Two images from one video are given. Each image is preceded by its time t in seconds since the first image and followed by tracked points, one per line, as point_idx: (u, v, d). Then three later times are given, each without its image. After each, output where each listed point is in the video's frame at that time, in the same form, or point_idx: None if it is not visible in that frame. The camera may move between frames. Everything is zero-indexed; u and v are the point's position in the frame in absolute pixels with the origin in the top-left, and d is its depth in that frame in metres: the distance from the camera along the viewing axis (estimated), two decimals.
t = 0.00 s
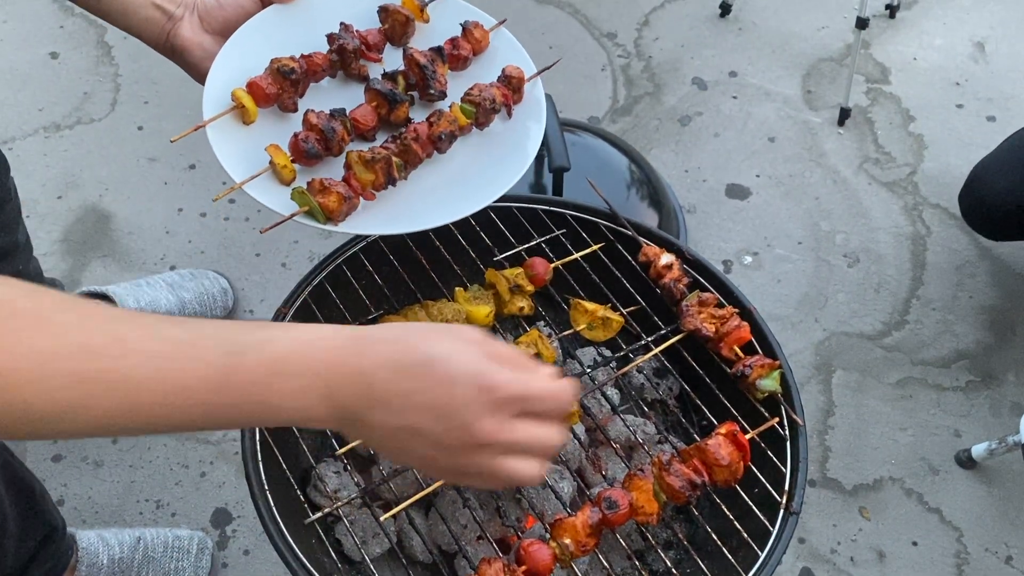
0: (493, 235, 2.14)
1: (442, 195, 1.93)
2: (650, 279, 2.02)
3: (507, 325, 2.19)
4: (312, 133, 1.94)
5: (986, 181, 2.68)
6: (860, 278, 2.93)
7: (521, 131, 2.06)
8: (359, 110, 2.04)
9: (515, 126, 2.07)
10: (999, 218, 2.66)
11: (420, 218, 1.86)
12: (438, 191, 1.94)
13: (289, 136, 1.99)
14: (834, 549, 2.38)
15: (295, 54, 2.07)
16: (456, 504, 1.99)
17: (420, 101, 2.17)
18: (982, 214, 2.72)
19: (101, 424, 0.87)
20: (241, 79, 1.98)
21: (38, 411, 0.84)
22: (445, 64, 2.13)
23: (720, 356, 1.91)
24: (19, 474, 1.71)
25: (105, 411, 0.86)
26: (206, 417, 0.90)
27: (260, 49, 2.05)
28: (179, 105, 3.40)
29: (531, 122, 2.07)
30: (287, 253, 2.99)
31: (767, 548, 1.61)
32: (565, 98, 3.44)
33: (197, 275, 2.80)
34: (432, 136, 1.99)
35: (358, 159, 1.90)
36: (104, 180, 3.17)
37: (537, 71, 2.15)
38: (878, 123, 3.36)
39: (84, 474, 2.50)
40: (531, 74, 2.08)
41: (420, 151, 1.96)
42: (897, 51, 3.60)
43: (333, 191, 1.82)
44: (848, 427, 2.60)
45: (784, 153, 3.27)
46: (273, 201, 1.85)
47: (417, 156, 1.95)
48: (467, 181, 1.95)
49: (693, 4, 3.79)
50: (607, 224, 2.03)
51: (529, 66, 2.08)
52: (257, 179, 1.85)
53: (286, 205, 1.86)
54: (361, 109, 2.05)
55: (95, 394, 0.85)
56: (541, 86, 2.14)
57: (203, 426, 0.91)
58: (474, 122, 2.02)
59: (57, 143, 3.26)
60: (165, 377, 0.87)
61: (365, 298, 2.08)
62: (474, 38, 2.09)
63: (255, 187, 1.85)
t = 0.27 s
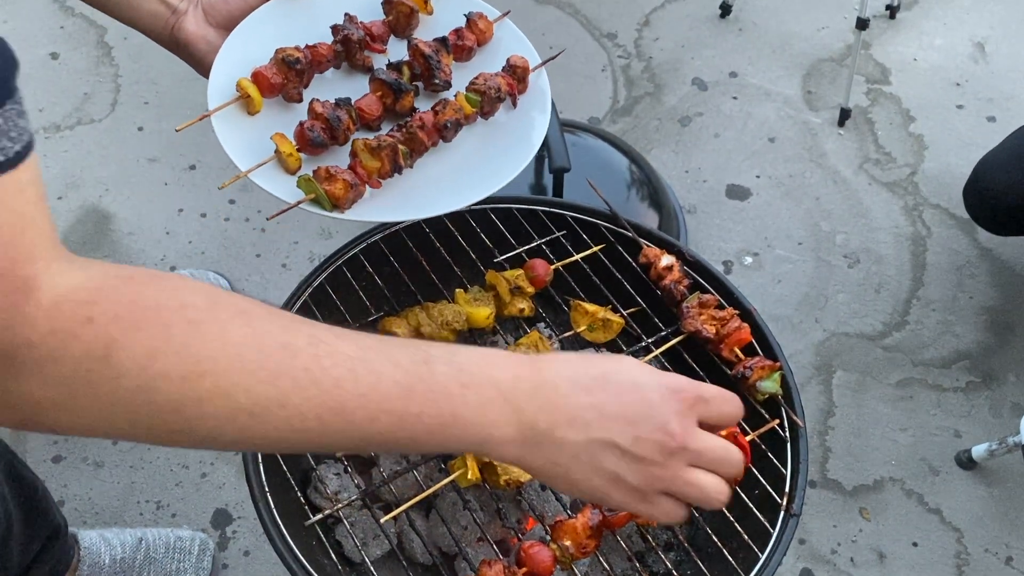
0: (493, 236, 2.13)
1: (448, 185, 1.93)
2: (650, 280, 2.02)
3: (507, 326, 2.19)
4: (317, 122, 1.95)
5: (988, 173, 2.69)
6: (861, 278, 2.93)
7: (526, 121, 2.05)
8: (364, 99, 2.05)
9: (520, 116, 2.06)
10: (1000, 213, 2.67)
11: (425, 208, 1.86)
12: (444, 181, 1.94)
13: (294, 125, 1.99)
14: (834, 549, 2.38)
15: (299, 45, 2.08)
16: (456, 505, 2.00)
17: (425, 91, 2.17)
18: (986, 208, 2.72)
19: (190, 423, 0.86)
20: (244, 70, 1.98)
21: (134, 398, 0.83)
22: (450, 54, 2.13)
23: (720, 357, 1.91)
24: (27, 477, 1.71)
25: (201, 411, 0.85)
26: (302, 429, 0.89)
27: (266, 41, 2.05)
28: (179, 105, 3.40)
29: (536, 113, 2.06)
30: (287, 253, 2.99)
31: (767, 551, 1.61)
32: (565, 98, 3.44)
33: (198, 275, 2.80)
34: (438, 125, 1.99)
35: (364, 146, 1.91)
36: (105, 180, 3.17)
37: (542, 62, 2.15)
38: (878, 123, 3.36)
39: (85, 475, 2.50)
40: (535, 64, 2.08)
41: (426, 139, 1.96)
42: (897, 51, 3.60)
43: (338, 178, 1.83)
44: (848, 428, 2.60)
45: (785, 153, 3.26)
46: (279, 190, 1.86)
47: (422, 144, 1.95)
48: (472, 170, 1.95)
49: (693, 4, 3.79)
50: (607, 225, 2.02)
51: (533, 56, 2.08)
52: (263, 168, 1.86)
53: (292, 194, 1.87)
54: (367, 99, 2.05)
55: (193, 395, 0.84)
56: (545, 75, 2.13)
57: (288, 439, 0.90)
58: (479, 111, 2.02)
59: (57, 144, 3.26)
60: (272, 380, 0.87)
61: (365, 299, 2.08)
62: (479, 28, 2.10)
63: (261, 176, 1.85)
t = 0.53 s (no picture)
0: (493, 238, 2.13)
1: (449, 184, 1.92)
2: (651, 283, 2.02)
3: (508, 328, 2.18)
4: (318, 121, 1.95)
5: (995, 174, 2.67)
6: (861, 280, 2.93)
7: (527, 120, 2.04)
8: (365, 99, 2.05)
9: (520, 116, 2.06)
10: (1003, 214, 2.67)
11: (425, 207, 1.85)
12: (446, 180, 1.94)
13: (296, 124, 1.99)
14: (834, 551, 2.38)
15: (300, 44, 2.07)
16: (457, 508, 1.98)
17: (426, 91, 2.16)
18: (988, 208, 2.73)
19: (325, 444, 0.82)
20: (245, 68, 1.98)
21: (275, 413, 0.79)
22: (451, 54, 2.12)
23: (720, 360, 1.91)
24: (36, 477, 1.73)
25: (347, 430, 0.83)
26: (437, 456, 0.88)
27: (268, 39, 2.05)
28: (179, 106, 3.40)
29: (537, 112, 2.06)
30: (287, 254, 2.99)
31: (768, 554, 1.61)
32: (565, 99, 3.44)
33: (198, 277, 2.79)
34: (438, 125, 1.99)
35: (365, 146, 1.91)
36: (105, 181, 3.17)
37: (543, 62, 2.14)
38: (878, 124, 3.36)
39: (85, 476, 2.50)
40: (537, 64, 2.07)
41: (426, 139, 1.96)
42: (898, 52, 3.60)
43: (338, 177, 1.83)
44: (848, 429, 2.60)
45: (785, 154, 3.26)
46: (279, 188, 1.86)
47: (423, 144, 1.95)
48: (474, 169, 1.94)
49: (693, 5, 3.79)
50: (607, 227, 2.02)
51: (534, 56, 2.08)
52: (263, 166, 1.85)
53: (292, 193, 1.87)
54: (368, 99, 2.05)
55: (327, 412, 0.82)
56: (546, 76, 2.13)
57: (418, 471, 0.87)
58: (480, 111, 2.02)
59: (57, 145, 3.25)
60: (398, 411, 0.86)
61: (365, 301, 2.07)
62: (479, 28, 2.09)
63: (261, 174, 1.85)
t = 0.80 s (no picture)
0: (494, 239, 2.13)
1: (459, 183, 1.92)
2: (651, 284, 2.02)
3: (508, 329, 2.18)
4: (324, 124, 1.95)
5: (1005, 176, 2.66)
6: (861, 280, 2.93)
7: (534, 119, 2.05)
8: (370, 101, 2.04)
9: (527, 115, 2.06)
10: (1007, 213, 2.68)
11: (434, 206, 1.85)
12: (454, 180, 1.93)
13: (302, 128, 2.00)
14: (834, 552, 2.38)
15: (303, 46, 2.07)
16: (457, 510, 1.99)
17: (431, 91, 2.17)
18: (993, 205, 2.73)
19: (561, 384, 0.78)
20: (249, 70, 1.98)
21: (540, 343, 0.76)
22: (456, 54, 2.12)
23: (721, 361, 1.90)
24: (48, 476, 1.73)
25: (588, 363, 0.81)
26: (650, 394, 0.87)
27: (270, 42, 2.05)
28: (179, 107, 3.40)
29: (544, 111, 2.07)
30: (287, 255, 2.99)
31: (768, 555, 1.61)
32: (565, 100, 3.44)
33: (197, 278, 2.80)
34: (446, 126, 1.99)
35: (373, 149, 1.93)
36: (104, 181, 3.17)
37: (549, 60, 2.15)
38: (878, 125, 3.36)
39: (85, 477, 2.50)
40: (543, 63, 2.08)
41: (434, 140, 1.97)
42: (898, 53, 3.60)
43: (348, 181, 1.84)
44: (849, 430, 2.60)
45: (785, 155, 3.26)
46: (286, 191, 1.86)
47: (430, 145, 1.96)
48: (483, 168, 1.94)
49: (693, 5, 3.79)
50: (608, 229, 2.02)
51: (541, 55, 2.08)
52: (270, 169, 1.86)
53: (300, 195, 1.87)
54: (373, 100, 2.04)
55: (546, 368, 0.78)
56: (553, 74, 2.14)
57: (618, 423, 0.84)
58: (487, 111, 2.03)
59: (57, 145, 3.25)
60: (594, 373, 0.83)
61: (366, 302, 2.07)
62: (485, 27, 2.10)
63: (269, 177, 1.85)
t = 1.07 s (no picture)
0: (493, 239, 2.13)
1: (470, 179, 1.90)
2: (651, 285, 2.02)
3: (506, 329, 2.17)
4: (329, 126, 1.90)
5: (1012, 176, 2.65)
6: (861, 281, 2.93)
7: (544, 113, 2.05)
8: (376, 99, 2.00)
9: (537, 109, 2.06)
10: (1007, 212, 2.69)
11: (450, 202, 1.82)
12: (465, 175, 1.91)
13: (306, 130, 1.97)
14: (834, 553, 2.38)
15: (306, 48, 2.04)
16: (456, 510, 1.99)
17: (439, 89, 2.15)
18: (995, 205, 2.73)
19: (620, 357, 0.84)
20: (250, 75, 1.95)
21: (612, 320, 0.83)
22: (462, 50, 2.12)
23: (720, 361, 1.90)
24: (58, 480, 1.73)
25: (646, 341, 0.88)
26: (693, 374, 0.95)
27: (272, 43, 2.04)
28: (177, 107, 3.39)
29: (554, 106, 2.06)
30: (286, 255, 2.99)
31: (768, 556, 1.60)
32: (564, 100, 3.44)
33: (196, 279, 2.79)
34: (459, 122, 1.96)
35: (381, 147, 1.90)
36: (103, 181, 3.16)
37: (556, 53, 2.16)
38: (877, 125, 3.35)
39: (83, 478, 2.50)
40: (551, 54, 2.09)
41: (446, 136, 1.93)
42: (897, 53, 3.60)
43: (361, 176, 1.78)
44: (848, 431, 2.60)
45: (785, 155, 3.26)
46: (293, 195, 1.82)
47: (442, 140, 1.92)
48: (495, 162, 1.92)
49: (693, 5, 3.78)
50: (607, 228, 2.01)
51: (549, 47, 2.09)
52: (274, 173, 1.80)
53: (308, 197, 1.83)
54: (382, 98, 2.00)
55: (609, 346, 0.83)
56: (560, 68, 2.15)
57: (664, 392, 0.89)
58: (497, 106, 2.02)
59: (55, 146, 3.25)
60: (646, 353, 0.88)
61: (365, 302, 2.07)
62: (490, 23, 2.09)
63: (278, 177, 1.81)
